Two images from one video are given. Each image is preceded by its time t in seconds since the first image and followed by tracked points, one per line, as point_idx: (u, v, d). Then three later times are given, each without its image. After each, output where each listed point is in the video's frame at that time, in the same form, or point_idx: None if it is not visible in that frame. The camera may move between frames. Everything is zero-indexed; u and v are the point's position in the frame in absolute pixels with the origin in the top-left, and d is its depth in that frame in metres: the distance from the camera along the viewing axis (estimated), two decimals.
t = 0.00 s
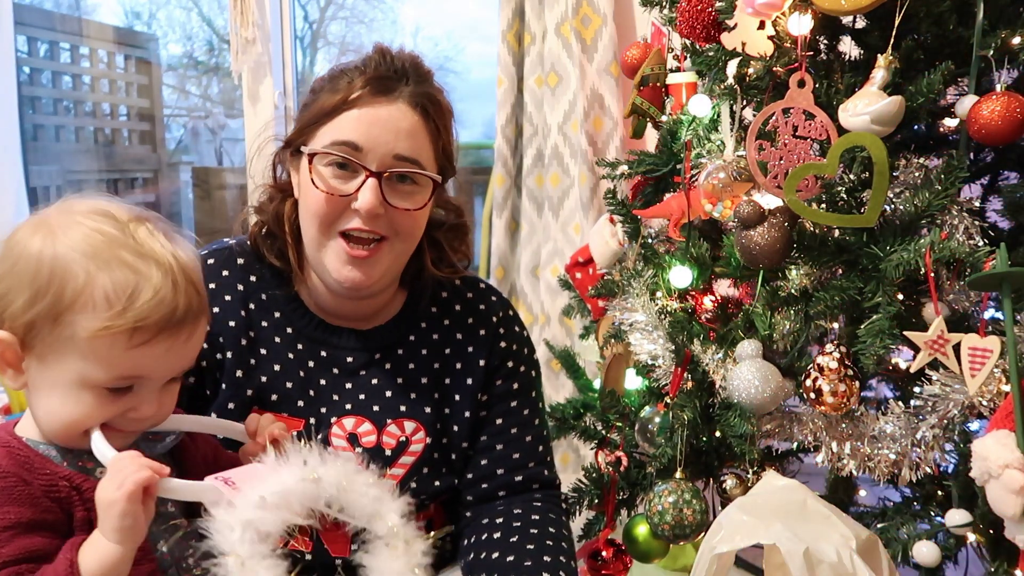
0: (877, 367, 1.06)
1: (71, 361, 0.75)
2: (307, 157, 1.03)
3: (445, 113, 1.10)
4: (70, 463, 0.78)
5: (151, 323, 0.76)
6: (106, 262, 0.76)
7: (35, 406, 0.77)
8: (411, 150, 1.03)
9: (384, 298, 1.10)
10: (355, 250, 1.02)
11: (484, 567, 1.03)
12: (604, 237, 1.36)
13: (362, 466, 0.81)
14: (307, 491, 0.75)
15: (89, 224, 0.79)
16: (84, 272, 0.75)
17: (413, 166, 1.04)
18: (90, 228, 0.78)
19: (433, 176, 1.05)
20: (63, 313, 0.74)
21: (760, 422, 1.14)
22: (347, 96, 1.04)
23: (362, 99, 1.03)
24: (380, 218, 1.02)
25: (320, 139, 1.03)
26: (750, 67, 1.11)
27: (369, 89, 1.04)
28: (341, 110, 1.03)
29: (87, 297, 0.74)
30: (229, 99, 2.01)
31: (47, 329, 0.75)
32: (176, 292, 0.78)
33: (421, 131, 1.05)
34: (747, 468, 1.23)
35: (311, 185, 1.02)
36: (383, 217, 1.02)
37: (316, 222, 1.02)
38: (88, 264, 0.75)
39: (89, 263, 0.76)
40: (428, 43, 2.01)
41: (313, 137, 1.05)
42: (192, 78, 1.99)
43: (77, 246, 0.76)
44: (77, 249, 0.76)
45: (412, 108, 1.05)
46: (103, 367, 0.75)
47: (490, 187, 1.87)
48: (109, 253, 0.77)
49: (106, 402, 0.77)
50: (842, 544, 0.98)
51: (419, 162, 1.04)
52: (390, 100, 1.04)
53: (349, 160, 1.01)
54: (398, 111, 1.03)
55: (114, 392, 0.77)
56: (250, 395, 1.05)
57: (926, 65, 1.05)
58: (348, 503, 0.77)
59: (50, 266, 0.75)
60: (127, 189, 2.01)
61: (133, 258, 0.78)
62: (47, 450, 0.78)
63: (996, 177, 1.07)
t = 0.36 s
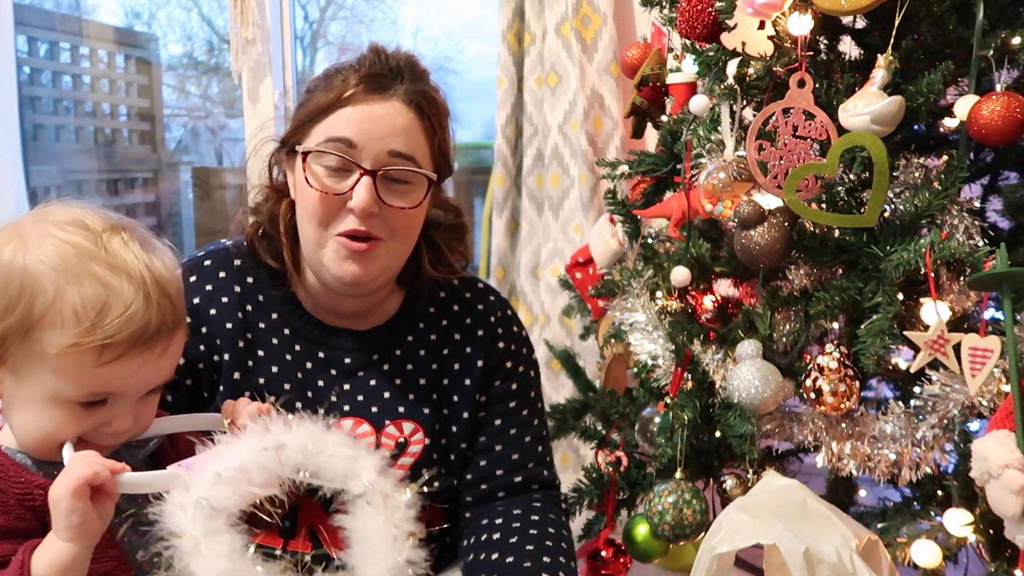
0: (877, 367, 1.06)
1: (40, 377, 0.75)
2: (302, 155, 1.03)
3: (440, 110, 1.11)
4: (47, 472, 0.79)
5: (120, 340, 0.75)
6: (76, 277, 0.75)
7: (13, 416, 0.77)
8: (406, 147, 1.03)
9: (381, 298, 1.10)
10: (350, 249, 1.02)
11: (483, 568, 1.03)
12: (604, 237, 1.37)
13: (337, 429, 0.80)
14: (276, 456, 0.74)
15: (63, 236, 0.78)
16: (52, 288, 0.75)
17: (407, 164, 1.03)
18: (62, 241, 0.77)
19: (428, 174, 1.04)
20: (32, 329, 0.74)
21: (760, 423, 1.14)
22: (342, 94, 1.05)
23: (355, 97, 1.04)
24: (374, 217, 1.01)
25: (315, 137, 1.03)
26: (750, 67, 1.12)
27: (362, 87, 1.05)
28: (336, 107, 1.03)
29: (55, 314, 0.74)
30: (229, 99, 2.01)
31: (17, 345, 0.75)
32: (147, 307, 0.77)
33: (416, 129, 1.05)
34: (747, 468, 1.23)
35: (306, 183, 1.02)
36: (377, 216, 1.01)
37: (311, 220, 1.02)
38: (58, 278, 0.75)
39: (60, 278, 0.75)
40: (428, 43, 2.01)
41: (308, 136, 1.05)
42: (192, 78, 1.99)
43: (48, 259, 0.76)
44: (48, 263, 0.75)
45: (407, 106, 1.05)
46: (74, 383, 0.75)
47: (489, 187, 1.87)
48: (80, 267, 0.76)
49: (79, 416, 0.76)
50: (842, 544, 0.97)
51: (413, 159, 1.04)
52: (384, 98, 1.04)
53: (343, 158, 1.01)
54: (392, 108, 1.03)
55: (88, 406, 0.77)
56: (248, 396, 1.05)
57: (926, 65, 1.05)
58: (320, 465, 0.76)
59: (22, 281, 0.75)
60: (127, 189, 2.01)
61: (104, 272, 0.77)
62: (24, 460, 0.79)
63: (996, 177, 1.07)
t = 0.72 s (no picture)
0: (877, 367, 1.06)
1: (49, 385, 0.69)
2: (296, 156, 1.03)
3: (435, 109, 1.11)
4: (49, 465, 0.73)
5: (134, 351, 0.71)
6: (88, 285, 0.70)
7: (15, 421, 0.71)
8: (400, 146, 1.03)
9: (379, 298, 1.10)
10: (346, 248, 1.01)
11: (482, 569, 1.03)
12: (604, 237, 1.40)
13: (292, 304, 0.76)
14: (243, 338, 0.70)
15: (72, 242, 0.72)
16: (66, 297, 0.68)
17: (402, 163, 1.03)
18: (72, 248, 0.71)
19: (422, 173, 1.04)
20: (42, 338, 0.68)
21: (760, 423, 1.14)
22: (336, 94, 1.05)
23: (349, 97, 1.05)
24: (369, 217, 1.01)
25: (309, 137, 1.03)
26: (750, 68, 1.12)
27: (357, 87, 1.06)
28: (330, 108, 1.04)
29: (69, 324, 0.68)
30: (229, 99, 2.00)
31: (25, 352, 0.68)
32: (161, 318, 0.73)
33: (410, 128, 1.05)
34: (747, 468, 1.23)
35: (301, 183, 1.02)
36: (372, 216, 1.01)
37: (306, 221, 1.02)
38: (69, 287, 0.69)
39: (71, 286, 0.69)
40: (428, 43, 2.01)
41: (303, 136, 1.05)
42: (192, 78, 1.98)
43: (59, 266, 0.69)
44: (57, 271, 0.69)
45: (401, 105, 1.05)
46: (84, 393, 0.70)
47: (489, 187, 1.87)
48: (92, 276, 0.70)
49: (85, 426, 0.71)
50: (842, 544, 0.97)
51: (407, 159, 1.04)
52: (378, 97, 1.05)
53: (337, 159, 1.00)
54: (386, 107, 1.04)
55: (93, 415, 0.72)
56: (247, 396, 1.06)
57: (926, 65, 1.05)
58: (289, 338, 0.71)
59: (32, 288, 0.68)
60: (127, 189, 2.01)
61: (117, 281, 0.71)
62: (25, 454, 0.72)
63: (996, 177, 1.07)
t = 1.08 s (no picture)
0: (877, 367, 1.06)
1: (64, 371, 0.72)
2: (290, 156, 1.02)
3: (429, 109, 1.11)
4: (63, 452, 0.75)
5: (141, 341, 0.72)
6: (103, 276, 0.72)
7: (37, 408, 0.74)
8: (394, 146, 1.03)
9: (376, 297, 1.10)
10: (342, 247, 1.01)
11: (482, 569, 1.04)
12: (604, 237, 1.40)
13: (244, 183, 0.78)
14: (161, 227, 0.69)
15: (94, 235, 0.75)
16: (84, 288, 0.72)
17: (397, 163, 1.03)
18: (92, 240, 0.74)
19: (417, 172, 1.04)
20: (63, 326, 0.72)
21: (760, 423, 1.14)
22: (330, 95, 1.06)
23: (344, 97, 1.05)
24: (364, 216, 1.00)
25: (304, 138, 1.03)
26: (750, 68, 1.12)
27: (352, 87, 1.06)
28: (324, 108, 1.04)
29: (86, 313, 0.72)
30: (229, 99, 2.00)
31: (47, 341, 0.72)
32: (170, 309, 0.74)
33: (405, 126, 1.05)
34: (747, 468, 1.23)
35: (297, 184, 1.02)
36: (367, 216, 1.01)
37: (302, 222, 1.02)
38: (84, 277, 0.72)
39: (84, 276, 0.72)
40: (428, 43, 2.01)
41: (299, 137, 1.05)
42: (192, 78, 1.98)
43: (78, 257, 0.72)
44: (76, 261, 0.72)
45: (396, 104, 1.06)
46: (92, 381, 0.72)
47: (489, 187, 1.87)
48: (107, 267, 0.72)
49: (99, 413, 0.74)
50: (842, 544, 0.98)
51: (403, 158, 1.04)
52: (373, 97, 1.05)
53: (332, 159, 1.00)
54: (379, 107, 1.04)
55: (107, 403, 0.74)
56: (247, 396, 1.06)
57: (925, 65, 1.05)
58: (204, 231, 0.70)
59: (52, 278, 0.72)
60: (127, 189, 2.01)
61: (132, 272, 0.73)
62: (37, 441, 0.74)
63: (996, 177, 1.07)
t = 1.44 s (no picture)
0: (877, 367, 1.06)
1: (52, 386, 0.67)
2: (282, 138, 1.04)
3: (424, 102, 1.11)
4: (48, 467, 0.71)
5: (138, 344, 0.69)
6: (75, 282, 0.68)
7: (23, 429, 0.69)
8: (378, 117, 1.03)
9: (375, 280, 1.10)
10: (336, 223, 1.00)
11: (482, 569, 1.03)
12: (604, 237, 1.40)
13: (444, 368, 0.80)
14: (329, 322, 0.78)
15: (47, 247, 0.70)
16: (63, 297, 0.67)
17: (385, 135, 1.04)
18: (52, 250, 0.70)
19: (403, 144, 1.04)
20: (41, 342, 0.66)
21: (760, 422, 1.15)
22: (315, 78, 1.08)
23: (326, 80, 1.07)
24: (354, 188, 1.00)
25: (296, 119, 1.05)
26: (750, 67, 1.12)
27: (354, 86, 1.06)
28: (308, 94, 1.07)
29: (68, 323, 0.66)
30: (229, 99, 2.00)
31: (26, 359, 0.66)
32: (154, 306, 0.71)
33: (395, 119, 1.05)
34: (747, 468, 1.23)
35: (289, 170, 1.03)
36: (359, 189, 1.01)
37: (297, 201, 1.02)
38: (57, 285, 0.67)
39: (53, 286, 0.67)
40: (427, 43, 2.01)
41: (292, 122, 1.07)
42: (192, 78, 1.98)
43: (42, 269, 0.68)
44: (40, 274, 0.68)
45: (378, 82, 1.06)
46: (90, 392, 0.68)
47: (489, 187, 1.87)
48: (79, 273, 0.69)
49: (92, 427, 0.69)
50: (842, 544, 0.98)
51: (389, 130, 1.04)
52: (356, 76, 1.06)
53: (320, 136, 1.02)
54: (362, 84, 1.05)
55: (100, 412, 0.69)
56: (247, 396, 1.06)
57: (926, 65, 1.05)
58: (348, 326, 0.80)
59: (24, 292, 0.66)
60: (127, 189, 2.01)
61: (104, 275, 0.70)
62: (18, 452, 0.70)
63: (996, 177, 1.07)
